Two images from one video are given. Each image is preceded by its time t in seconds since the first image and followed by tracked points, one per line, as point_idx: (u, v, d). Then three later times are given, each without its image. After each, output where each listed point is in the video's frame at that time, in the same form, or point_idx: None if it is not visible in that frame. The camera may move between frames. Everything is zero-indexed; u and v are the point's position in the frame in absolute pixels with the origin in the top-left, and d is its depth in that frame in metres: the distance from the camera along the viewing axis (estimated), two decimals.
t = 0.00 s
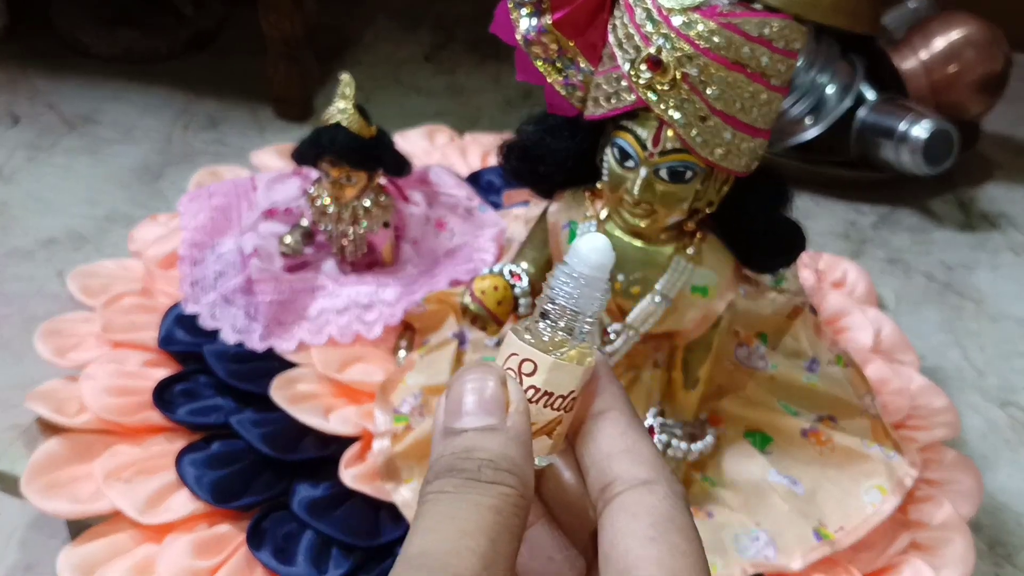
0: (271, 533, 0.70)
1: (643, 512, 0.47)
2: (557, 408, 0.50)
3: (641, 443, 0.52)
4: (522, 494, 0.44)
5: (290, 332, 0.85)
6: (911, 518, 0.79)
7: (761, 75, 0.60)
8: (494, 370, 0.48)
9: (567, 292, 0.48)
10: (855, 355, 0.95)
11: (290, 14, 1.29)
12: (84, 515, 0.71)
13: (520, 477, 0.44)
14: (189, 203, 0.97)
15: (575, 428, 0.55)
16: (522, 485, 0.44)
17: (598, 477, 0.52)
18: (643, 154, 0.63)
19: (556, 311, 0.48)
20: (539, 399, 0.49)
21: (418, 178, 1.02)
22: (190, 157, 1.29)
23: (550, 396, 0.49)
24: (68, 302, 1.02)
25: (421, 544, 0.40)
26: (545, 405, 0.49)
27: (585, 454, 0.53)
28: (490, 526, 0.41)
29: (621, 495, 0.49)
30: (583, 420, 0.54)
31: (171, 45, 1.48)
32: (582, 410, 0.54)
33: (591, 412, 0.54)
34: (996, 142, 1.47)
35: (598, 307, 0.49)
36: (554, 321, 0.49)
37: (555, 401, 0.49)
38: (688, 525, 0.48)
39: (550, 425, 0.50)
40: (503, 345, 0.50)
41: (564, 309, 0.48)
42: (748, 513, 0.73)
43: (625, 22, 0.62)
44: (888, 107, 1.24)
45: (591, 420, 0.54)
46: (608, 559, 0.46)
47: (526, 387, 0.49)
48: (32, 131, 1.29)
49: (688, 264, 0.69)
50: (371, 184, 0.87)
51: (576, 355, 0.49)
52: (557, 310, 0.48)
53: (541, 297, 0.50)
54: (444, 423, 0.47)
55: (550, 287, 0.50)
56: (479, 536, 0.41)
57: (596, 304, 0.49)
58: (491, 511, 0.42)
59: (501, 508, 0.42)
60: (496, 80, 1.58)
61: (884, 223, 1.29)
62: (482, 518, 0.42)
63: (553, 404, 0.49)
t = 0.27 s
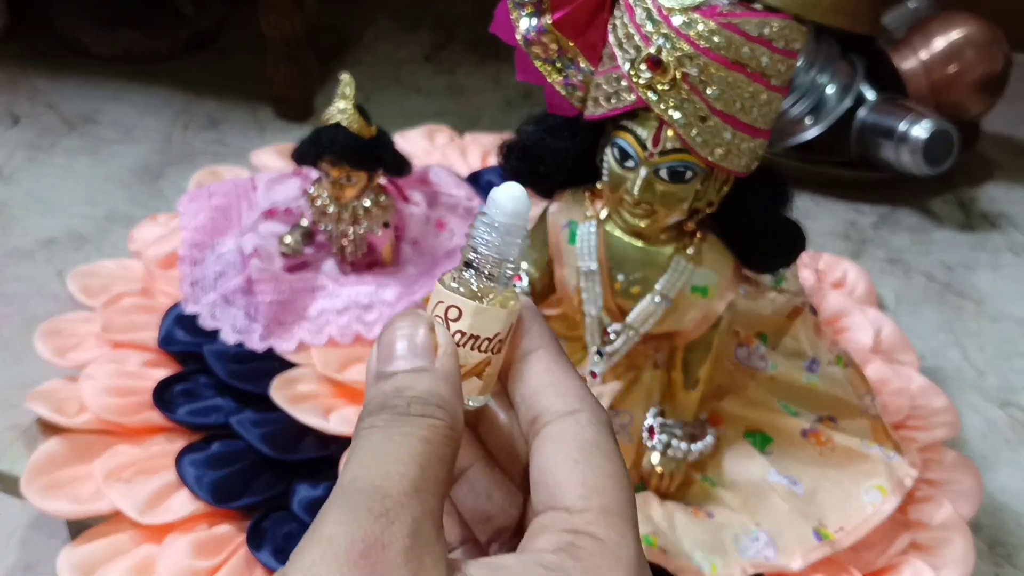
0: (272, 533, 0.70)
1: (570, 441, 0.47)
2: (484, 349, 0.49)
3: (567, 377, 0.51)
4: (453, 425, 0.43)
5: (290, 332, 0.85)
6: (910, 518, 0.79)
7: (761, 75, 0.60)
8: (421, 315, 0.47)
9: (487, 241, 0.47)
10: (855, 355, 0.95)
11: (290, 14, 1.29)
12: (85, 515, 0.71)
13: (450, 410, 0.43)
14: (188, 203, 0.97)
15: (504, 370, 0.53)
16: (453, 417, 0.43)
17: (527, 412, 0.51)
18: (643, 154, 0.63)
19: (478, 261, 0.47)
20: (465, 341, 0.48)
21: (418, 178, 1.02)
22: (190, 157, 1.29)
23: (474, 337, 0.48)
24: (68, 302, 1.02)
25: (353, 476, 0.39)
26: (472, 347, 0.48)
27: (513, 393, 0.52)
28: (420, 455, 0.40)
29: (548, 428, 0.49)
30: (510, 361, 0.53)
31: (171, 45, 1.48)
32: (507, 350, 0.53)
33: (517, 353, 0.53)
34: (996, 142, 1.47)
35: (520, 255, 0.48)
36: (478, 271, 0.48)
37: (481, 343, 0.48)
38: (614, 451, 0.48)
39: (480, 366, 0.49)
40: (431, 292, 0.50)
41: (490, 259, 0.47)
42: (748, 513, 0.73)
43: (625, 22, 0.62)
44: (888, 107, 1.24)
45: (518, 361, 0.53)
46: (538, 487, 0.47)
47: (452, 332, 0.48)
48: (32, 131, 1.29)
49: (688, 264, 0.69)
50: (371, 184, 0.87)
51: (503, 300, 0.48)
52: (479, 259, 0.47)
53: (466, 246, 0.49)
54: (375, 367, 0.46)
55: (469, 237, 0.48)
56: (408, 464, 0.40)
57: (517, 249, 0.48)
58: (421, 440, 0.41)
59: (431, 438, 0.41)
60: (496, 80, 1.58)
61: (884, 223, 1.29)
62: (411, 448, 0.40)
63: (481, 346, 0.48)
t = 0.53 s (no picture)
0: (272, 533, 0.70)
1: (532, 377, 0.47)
2: (447, 296, 0.48)
3: (531, 318, 0.51)
4: (420, 361, 0.43)
5: (290, 332, 0.85)
6: (910, 518, 0.79)
7: (761, 75, 0.60)
8: (385, 264, 0.46)
9: (447, 193, 0.47)
10: (855, 355, 0.95)
11: (290, 14, 1.29)
12: (85, 515, 0.71)
13: (417, 347, 0.43)
14: (188, 203, 0.97)
15: (470, 317, 0.53)
16: (419, 352, 0.43)
17: (492, 352, 0.51)
18: (643, 154, 0.63)
19: (440, 214, 0.47)
20: (429, 289, 0.47)
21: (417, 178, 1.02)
22: (190, 157, 1.29)
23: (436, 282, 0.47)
24: (68, 302, 1.02)
25: (325, 409, 0.40)
26: (436, 295, 0.47)
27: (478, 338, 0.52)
28: (388, 385, 0.40)
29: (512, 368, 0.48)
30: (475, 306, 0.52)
31: (171, 45, 1.48)
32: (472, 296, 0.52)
33: (482, 298, 0.52)
34: (997, 142, 1.47)
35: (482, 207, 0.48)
36: (440, 225, 0.47)
37: (444, 290, 0.47)
38: (576, 386, 0.48)
39: (445, 313, 0.48)
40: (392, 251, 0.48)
41: (452, 213, 0.47)
42: (748, 514, 0.73)
43: (625, 22, 0.62)
44: (888, 107, 1.24)
45: (482, 305, 0.52)
46: (502, 421, 0.46)
47: (416, 282, 0.47)
48: (32, 131, 1.29)
49: (688, 264, 0.69)
50: (371, 184, 0.86)
51: (469, 250, 0.48)
52: (441, 212, 0.47)
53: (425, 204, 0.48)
54: (344, 316, 0.45)
55: (427, 195, 0.48)
56: (377, 393, 0.40)
57: (476, 201, 0.47)
58: (389, 371, 0.41)
59: (399, 371, 0.41)
60: (496, 80, 1.58)
61: (884, 223, 1.29)
62: (379, 380, 0.40)
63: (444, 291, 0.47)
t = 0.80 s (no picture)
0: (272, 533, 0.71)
1: (498, 361, 0.47)
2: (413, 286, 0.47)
3: (497, 306, 0.51)
4: (392, 346, 0.43)
5: (290, 332, 0.86)
6: (910, 517, 0.79)
7: (761, 75, 0.60)
8: (354, 258, 0.46)
9: (411, 189, 0.47)
10: (855, 354, 0.96)
11: (290, 14, 1.29)
12: (85, 515, 0.71)
13: (387, 334, 0.43)
14: (188, 203, 0.98)
15: (439, 310, 0.53)
16: (390, 338, 0.43)
17: (461, 340, 0.51)
18: (643, 154, 0.63)
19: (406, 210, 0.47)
20: (395, 280, 0.47)
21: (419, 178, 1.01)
22: (190, 157, 1.29)
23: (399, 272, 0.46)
24: (68, 302, 1.02)
25: (298, 395, 0.40)
26: (401, 285, 0.47)
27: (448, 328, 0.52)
28: (359, 369, 0.41)
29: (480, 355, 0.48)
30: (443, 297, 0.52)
31: (171, 44, 1.48)
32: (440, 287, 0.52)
33: (449, 290, 0.52)
34: (997, 142, 1.47)
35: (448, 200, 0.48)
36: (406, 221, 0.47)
37: (410, 280, 0.47)
38: (541, 368, 0.48)
39: (412, 303, 0.48)
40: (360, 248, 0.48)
41: (417, 207, 0.47)
42: (748, 513, 0.73)
43: (625, 22, 0.62)
44: (888, 107, 1.24)
45: (449, 296, 0.52)
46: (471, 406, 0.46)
47: (382, 273, 0.47)
48: (32, 131, 1.29)
49: (687, 264, 0.69)
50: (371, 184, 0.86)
51: (434, 241, 0.47)
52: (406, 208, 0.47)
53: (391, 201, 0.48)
54: (315, 309, 0.45)
55: (392, 193, 0.48)
56: (348, 376, 0.40)
57: (441, 195, 0.48)
58: (359, 358, 0.41)
59: (369, 356, 0.42)
60: (497, 80, 1.58)
61: (884, 223, 1.29)
62: (351, 364, 0.41)
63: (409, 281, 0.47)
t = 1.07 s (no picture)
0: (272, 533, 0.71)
1: (505, 367, 0.47)
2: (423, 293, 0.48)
3: (506, 312, 0.51)
4: (399, 347, 0.43)
5: (290, 332, 0.86)
6: (910, 518, 0.79)
7: (761, 75, 0.60)
8: (365, 268, 0.47)
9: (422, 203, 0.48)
10: (855, 355, 0.95)
11: (290, 14, 1.29)
12: (85, 515, 0.71)
13: (395, 336, 0.43)
14: (188, 203, 0.98)
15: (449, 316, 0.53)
16: (398, 339, 0.43)
17: (470, 346, 0.50)
18: (643, 154, 0.63)
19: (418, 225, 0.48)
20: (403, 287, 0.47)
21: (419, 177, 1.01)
22: (190, 157, 1.29)
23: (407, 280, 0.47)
24: (68, 302, 1.02)
25: (306, 393, 0.40)
26: (411, 293, 0.48)
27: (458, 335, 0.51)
28: (365, 367, 0.41)
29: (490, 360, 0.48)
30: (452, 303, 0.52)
31: (171, 44, 1.48)
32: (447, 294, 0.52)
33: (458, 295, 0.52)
34: (996, 142, 1.47)
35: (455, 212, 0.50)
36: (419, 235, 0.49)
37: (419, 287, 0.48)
38: (549, 373, 0.47)
39: (421, 311, 0.48)
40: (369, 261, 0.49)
41: (429, 222, 0.48)
42: (748, 513, 0.73)
43: (625, 21, 0.62)
44: (888, 107, 1.24)
45: (458, 302, 0.52)
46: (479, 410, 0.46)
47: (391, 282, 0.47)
48: (32, 131, 1.29)
49: (687, 264, 0.69)
50: (371, 184, 0.86)
51: (442, 252, 0.48)
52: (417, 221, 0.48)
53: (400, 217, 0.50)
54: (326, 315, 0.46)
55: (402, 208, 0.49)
56: (357, 372, 0.41)
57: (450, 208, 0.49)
58: (368, 356, 0.42)
59: (377, 356, 0.42)
60: (497, 80, 1.58)
61: (884, 223, 1.29)
62: (357, 363, 0.41)
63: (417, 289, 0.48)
